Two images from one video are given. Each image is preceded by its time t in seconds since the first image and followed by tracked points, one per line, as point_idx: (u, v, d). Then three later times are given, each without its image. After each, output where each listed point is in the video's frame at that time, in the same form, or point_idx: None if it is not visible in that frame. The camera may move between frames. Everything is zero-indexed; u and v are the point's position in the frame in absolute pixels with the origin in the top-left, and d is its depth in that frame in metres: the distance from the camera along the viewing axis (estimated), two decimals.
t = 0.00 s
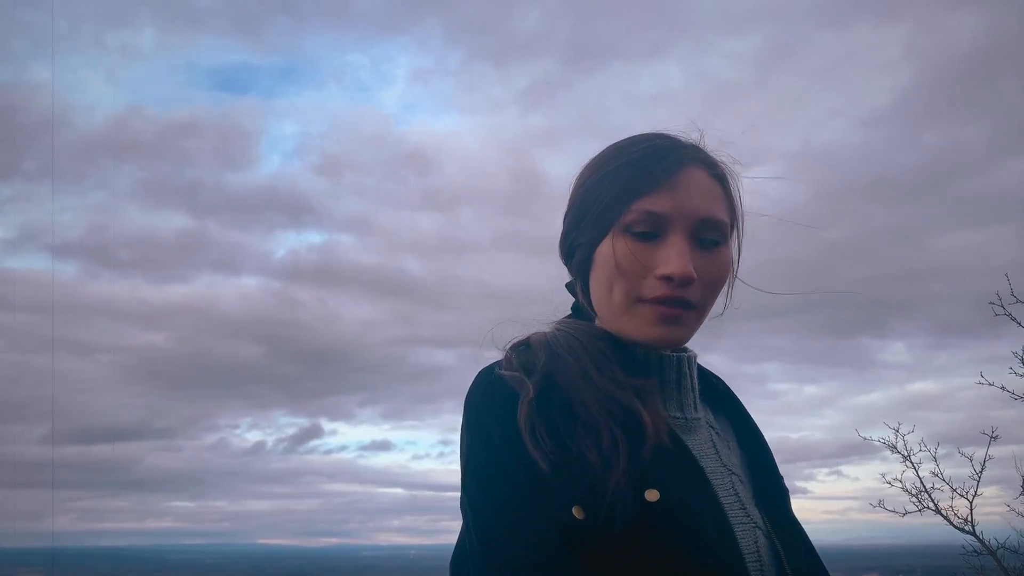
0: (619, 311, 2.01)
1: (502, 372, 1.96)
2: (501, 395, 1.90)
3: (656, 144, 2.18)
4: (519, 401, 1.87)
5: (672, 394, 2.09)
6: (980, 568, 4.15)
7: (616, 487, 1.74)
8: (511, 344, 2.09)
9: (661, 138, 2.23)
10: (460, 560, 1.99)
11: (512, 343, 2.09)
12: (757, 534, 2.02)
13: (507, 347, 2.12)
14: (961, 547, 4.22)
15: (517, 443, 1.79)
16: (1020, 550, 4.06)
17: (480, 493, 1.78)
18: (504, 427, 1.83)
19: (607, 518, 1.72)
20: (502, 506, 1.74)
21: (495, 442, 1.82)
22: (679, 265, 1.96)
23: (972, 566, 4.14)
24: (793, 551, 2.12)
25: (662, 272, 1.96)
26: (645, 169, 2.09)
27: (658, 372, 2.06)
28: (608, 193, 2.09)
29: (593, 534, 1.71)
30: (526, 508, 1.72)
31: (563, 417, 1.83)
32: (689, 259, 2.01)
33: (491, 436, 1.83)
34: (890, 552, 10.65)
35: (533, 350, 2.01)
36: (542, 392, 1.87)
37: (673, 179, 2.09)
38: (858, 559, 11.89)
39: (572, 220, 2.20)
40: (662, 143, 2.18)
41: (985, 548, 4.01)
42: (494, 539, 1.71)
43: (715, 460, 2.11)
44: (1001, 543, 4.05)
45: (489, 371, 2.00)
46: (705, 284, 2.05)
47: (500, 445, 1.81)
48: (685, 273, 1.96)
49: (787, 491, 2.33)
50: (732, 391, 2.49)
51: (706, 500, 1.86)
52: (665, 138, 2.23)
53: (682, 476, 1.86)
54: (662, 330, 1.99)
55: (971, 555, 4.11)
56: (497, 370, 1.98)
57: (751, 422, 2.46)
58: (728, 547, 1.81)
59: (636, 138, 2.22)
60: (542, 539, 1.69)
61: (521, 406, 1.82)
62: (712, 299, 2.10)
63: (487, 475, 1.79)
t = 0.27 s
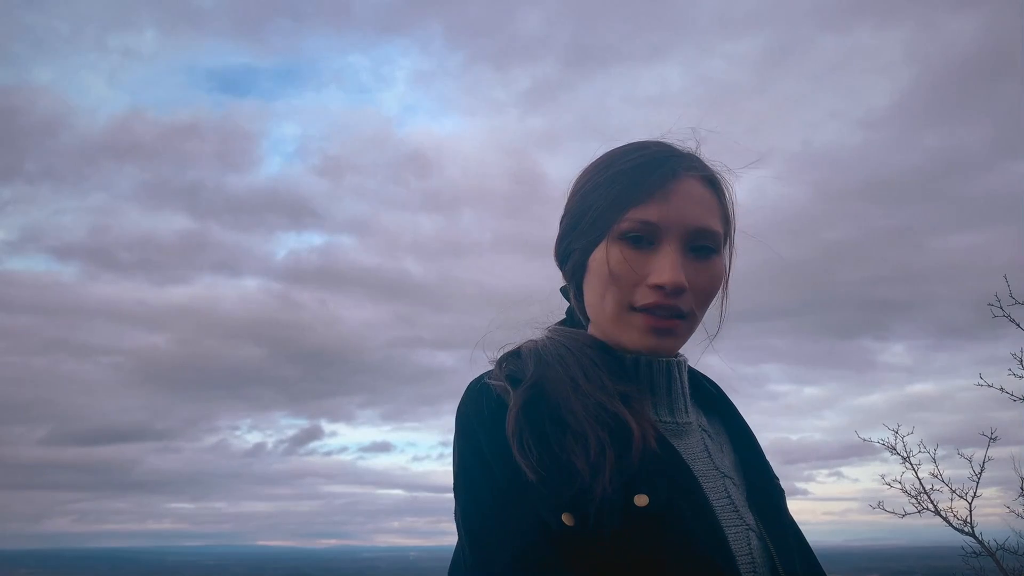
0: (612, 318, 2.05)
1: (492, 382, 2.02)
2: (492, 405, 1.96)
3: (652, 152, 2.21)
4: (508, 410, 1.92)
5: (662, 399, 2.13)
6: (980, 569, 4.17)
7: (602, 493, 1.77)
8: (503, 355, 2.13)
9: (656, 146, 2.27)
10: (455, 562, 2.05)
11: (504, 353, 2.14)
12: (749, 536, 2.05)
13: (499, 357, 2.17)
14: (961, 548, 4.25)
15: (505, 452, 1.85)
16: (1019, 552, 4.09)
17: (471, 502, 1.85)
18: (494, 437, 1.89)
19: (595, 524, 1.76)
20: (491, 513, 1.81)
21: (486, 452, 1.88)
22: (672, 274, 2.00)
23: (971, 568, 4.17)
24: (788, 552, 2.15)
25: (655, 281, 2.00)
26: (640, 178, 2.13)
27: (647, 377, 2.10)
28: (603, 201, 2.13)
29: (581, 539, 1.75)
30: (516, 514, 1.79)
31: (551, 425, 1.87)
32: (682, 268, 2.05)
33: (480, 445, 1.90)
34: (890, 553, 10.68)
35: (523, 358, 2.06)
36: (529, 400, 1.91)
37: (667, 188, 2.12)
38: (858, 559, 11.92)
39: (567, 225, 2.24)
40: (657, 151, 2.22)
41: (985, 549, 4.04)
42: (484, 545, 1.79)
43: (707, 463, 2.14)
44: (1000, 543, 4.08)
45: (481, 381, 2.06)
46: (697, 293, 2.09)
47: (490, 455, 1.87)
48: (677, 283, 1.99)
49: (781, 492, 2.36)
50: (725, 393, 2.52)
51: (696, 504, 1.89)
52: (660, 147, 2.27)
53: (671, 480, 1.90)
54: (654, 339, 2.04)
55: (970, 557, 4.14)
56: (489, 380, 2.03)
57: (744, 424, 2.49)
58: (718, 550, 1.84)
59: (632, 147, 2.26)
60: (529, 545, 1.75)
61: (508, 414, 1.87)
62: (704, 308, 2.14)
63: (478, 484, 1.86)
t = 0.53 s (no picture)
0: (609, 315, 2.03)
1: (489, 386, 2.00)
2: (489, 409, 1.94)
3: (645, 147, 2.20)
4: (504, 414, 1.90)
5: (661, 399, 2.11)
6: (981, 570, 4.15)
7: (603, 496, 1.75)
8: (499, 357, 2.11)
9: (649, 140, 2.26)
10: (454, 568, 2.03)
11: (500, 356, 2.12)
12: (753, 537, 2.03)
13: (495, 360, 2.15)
14: (961, 548, 4.22)
15: (503, 457, 1.83)
16: (1020, 554, 4.05)
17: (469, 508, 1.83)
18: (491, 441, 1.87)
19: (595, 527, 1.74)
20: (490, 520, 1.79)
21: (483, 456, 1.86)
22: (668, 269, 1.98)
23: (973, 570, 4.15)
24: (792, 551, 2.13)
25: (651, 277, 1.98)
26: (635, 173, 2.11)
27: (646, 376, 2.08)
28: (598, 196, 2.11)
29: (582, 543, 1.73)
30: (515, 520, 1.76)
31: (549, 427, 1.85)
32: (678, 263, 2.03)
33: (478, 451, 1.88)
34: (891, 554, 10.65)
35: (519, 361, 2.04)
36: (527, 403, 1.88)
37: (662, 182, 2.11)
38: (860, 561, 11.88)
39: (561, 222, 2.23)
40: (651, 146, 2.21)
41: (986, 552, 4.02)
42: (484, 552, 1.76)
43: (708, 463, 2.12)
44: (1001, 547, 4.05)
45: (477, 385, 2.04)
46: (694, 288, 2.08)
47: (487, 460, 1.85)
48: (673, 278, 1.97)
49: (784, 491, 2.33)
50: (725, 391, 2.50)
51: (699, 505, 1.87)
52: (653, 141, 2.25)
53: (671, 481, 1.87)
54: (651, 336, 2.02)
55: (972, 558, 4.11)
56: (485, 384, 2.01)
57: (745, 422, 2.46)
58: (722, 551, 1.82)
59: (626, 141, 2.24)
60: (529, 551, 1.73)
61: (505, 418, 1.85)
62: (701, 304, 2.12)
63: (475, 489, 1.84)
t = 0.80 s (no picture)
0: (609, 305, 2.05)
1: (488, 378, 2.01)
2: (489, 403, 1.95)
3: (645, 137, 2.23)
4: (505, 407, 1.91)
5: (661, 394, 2.12)
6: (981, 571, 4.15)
7: (607, 489, 1.76)
8: (497, 351, 2.12)
9: (648, 131, 2.28)
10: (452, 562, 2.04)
11: (498, 349, 2.13)
12: (754, 532, 2.05)
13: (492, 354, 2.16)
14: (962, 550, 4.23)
15: (505, 450, 1.84)
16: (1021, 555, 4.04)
17: (470, 501, 1.84)
18: (492, 435, 1.88)
19: (600, 520, 1.75)
20: (492, 512, 1.80)
21: (484, 449, 1.87)
22: (668, 258, 2.01)
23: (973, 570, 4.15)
24: (792, 548, 2.14)
25: (651, 266, 2.00)
26: (635, 162, 2.14)
27: (647, 371, 2.09)
28: (598, 186, 2.14)
29: (586, 536, 1.74)
30: (518, 512, 1.77)
31: (551, 420, 1.86)
32: (679, 252, 2.05)
33: (478, 442, 1.89)
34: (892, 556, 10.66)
35: (519, 353, 2.05)
36: (528, 395, 1.90)
37: (662, 171, 2.13)
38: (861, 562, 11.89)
39: (560, 213, 2.25)
40: (650, 136, 2.23)
41: (987, 553, 4.04)
42: (486, 544, 1.77)
43: (709, 459, 2.13)
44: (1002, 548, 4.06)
45: (476, 378, 2.04)
46: (694, 278, 2.10)
47: (489, 453, 1.86)
48: (673, 267, 2.00)
49: (784, 487, 2.35)
50: (723, 388, 2.51)
51: (702, 498, 1.88)
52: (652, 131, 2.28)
53: (674, 475, 1.89)
54: (652, 325, 2.04)
55: (972, 560, 4.12)
56: (484, 378, 2.02)
57: (744, 420, 2.48)
58: (724, 545, 1.83)
59: (627, 132, 2.26)
60: (532, 543, 1.74)
61: (506, 411, 1.86)
62: (701, 295, 2.14)
63: (476, 483, 1.85)
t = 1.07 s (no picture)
0: (610, 303, 2.07)
1: (484, 379, 2.02)
2: (484, 404, 1.96)
3: (646, 136, 2.25)
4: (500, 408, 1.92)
5: (658, 396, 2.13)
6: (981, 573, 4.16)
7: (603, 492, 1.77)
8: (493, 350, 2.13)
9: (648, 129, 2.31)
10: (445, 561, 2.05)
11: (493, 348, 2.14)
12: (751, 536, 2.06)
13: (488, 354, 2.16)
14: (962, 553, 4.23)
15: (500, 451, 1.85)
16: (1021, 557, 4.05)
17: (464, 502, 1.85)
18: (486, 436, 1.89)
19: (595, 523, 1.76)
20: (486, 514, 1.81)
21: (478, 450, 1.88)
22: (669, 258, 2.03)
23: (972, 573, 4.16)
24: (790, 552, 2.15)
25: (652, 265, 2.03)
26: (636, 161, 2.17)
27: (644, 373, 2.11)
28: (598, 184, 2.16)
29: (582, 539, 1.75)
30: (512, 515, 1.79)
31: (546, 422, 1.87)
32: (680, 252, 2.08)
33: (472, 444, 1.90)
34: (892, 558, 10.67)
35: (514, 354, 2.06)
36: (523, 396, 1.91)
37: (664, 171, 2.16)
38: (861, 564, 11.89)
39: (559, 211, 2.26)
40: (651, 135, 2.26)
41: (989, 556, 4.05)
42: (480, 546, 1.78)
43: (706, 461, 2.14)
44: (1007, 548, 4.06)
45: (470, 378, 2.05)
46: (694, 278, 2.12)
47: (483, 454, 1.87)
48: (674, 267, 2.02)
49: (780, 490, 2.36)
50: (721, 390, 2.52)
51: (699, 501, 1.89)
52: (652, 130, 2.31)
53: (670, 477, 1.90)
54: (653, 325, 2.05)
55: (972, 562, 4.12)
56: (479, 378, 2.03)
57: (741, 422, 2.49)
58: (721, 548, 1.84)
59: (628, 131, 2.29)
60: (526, 545, 1.76)
61: (501, 412, 1.87)
62: (701, 295, 2.16)
63: (470, 483, 1.86)
